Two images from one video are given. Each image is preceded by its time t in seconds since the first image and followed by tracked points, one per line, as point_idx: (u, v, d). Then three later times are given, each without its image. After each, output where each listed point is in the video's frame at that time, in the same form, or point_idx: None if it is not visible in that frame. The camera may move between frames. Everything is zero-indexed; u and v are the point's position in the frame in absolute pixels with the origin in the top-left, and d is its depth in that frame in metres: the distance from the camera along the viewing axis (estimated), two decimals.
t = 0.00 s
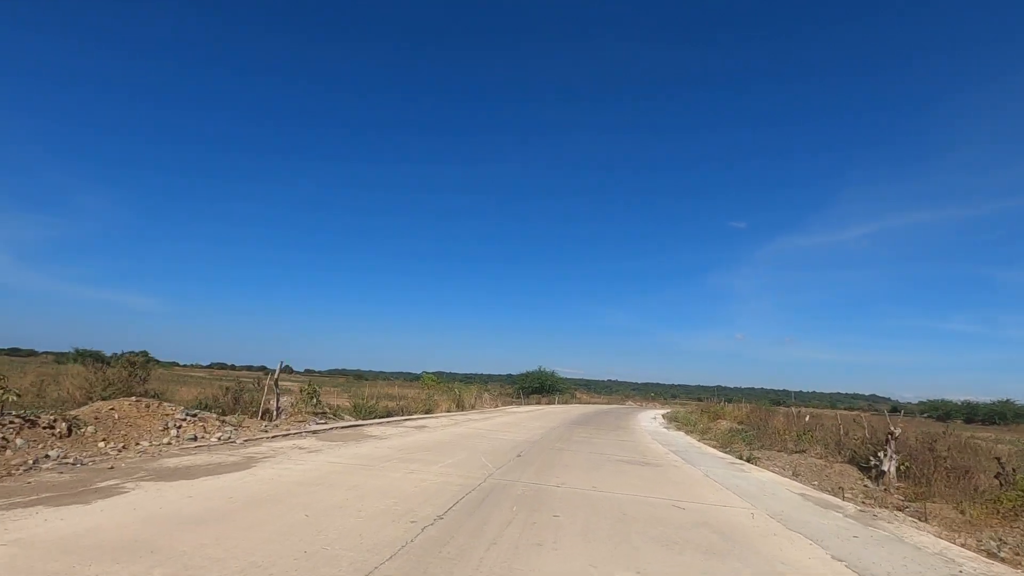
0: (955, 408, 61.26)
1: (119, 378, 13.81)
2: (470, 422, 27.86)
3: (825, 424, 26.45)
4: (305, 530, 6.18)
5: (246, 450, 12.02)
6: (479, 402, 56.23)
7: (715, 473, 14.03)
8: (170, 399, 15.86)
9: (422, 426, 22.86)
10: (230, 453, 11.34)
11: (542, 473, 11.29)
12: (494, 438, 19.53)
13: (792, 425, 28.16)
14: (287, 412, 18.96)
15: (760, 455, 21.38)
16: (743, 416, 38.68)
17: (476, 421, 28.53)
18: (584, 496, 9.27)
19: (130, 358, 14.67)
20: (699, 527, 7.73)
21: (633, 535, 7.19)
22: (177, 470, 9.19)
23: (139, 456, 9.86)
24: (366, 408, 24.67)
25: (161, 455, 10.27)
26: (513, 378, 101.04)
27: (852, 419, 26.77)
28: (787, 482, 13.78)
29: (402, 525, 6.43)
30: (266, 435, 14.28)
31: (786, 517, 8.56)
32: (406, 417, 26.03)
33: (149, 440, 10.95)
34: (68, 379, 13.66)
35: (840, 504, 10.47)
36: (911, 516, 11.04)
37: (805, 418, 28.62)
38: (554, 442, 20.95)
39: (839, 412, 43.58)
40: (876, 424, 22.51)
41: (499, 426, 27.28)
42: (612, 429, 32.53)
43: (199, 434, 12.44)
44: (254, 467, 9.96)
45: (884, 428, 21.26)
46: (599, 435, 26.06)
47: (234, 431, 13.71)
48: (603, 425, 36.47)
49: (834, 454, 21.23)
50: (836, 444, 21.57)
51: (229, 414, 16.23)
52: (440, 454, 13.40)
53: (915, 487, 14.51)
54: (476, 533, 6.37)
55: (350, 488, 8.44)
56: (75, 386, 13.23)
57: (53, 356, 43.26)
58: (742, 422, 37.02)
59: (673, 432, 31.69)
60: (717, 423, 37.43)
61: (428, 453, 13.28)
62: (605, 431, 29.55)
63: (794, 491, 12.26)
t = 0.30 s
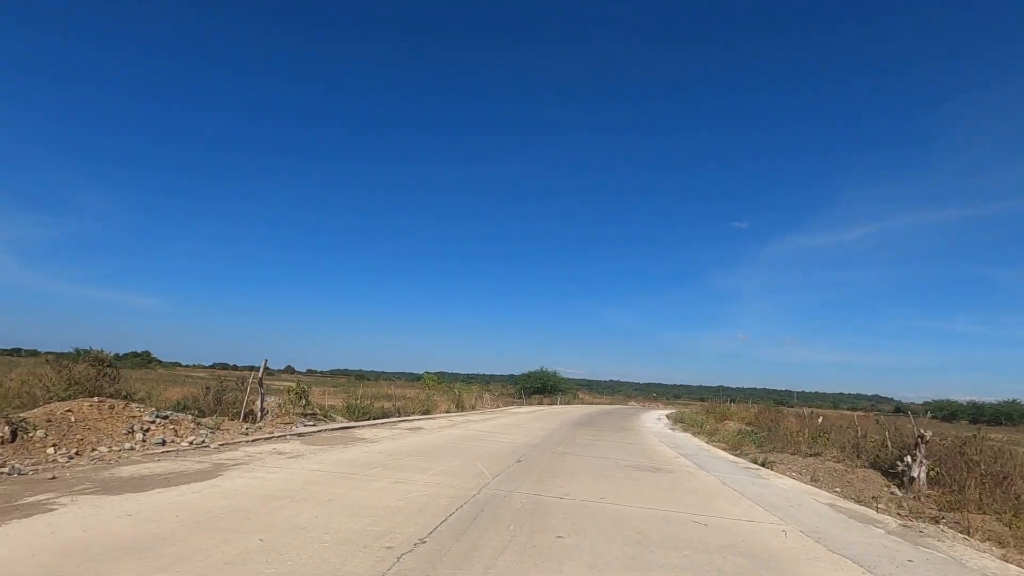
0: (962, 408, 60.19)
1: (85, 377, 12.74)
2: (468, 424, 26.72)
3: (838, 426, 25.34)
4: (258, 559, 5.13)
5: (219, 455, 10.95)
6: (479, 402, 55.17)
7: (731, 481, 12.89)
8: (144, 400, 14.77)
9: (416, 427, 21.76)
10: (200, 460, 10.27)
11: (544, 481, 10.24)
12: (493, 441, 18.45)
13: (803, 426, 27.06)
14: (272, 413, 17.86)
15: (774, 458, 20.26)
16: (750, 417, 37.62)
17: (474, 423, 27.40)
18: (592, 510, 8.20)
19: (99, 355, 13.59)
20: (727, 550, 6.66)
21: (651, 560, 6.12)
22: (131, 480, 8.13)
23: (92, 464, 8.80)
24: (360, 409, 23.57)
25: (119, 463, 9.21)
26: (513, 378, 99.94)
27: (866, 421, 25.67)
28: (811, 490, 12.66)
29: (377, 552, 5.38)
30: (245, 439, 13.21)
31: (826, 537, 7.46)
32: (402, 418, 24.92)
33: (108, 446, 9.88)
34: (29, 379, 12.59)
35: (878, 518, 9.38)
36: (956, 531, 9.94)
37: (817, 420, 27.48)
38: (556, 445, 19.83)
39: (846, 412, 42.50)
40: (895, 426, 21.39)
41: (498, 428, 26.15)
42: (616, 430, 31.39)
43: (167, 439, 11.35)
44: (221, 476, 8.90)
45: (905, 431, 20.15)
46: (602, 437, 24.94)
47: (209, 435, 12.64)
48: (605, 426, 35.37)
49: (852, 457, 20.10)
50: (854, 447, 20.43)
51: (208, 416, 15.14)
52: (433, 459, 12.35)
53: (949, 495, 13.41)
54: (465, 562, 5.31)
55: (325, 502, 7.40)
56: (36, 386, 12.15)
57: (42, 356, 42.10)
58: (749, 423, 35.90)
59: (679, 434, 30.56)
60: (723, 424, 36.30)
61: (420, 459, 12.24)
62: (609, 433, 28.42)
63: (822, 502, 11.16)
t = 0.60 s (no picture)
0: (971, 408, 59.00)
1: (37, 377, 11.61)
2: (464, 425, 25.53)
3: (852, 428, 24.14)
4: None
5: (179, 463, 9.79)
6: (478, 402, 53.98)
7: (749, 489, 11.70)
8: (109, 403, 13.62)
9: (409, 429, 20.58)
10: (154, 468, 9.12)
11: (542, 492, 9.09)
12: (489, 444, 17.31)
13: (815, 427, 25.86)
14: (253, 415, 16.68)
15: (788, 462, 19.08)
16: (756, 418, 36.45)
17: (471, 425, 26.21)
18: (598, 529, 7.04)
19: (55, 353, 12.44)
20: None
21: None
22: (61, 494, 6.98)
23: (23, 475, 7.65)
24: (350, 410, 22.37)
25: (56, 473, 8.06)
26: (513, 378, 98.75)
27: (881, 422, 24.46)
28: (837, 499, 11.48)
29: None
30: (215, 444, 12.05)
31: (876, 565, 6.31)
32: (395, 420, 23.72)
33: (48, 453, 8.73)
34: None
35: (926, 535, 8.20)
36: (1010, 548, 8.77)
37: (829, 420, 26.29)
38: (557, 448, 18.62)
39: (855, 412, 41.31)
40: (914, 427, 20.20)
41: (496, 430, 24.94)
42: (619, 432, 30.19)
43: (123, 444, 10.21)
44: (171, 488, 7.74)
45: (926, 433, 18.96)
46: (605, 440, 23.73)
47: (174, 439, 11.49)
48: (608, 427, 34.18)
49: (870, 461, 18.92)
50: (872, 450, 19.22)
51: (178, 418, 13.96)
52: (422, 466, 11.22)
53: (986, 504, 12.23)
54: None
55: (282, 521, 6.25)
56: None
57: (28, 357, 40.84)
58: (756, 424, 34.72)
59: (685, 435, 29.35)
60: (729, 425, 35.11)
61: (407, 465, 11.11)
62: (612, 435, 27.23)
63: (853, 513, 10.00)
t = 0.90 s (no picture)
0: (979, 408, 57.73)
1: None
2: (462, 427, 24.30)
3: (871, 432, 22.93)
4: None
5: (132, 472, 8.65)
6: (478, 402, 52.83)
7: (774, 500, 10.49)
8: (69, 403, 12.44)
9: (402, 431, 19.40)
10: (100, 479, 7.98)
11: (544, 507, 7.94)
12: (487, 447, 16.15)
13: (830, 430, 24.65)
14: (233, 416, 15.53)
15: (806, 467, 17.89)
16: (765, 419, 35.27)
17: (469, 426, 24.98)
18: (611, 557, 5.89)
19: (7, 349, 11.29)
20: None
21: None
22: None
23: None
24: (340, 411, 21.16)
25: None
26: (514, 377, 97.56)
27: (901, 425, 23.26)
28: (873, 511, 10.29)
29: None
30: (182, 449, 10.90)
31: None
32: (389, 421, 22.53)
33: None
34: None
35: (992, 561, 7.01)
36: None
37: (845, 423, 25.00)
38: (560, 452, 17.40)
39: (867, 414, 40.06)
40: (941, 431, 18.97)
41: (494, 432, 23.70)
42: (624, 433, 28.95)
43: (72, 451, 9.06)
44: (109, 504, 6.60)
45: (955, 437, 17.73)
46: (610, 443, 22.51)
47: (135, 444, 10.35)
48: (611, 428, 32.91)
49: (894, 467, 17.69)
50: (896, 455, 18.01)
51: (147, 420, 12.80)
52: (410, 474, 10.06)
53: None
54: None
55: (226, 551, 5.12)
56: None
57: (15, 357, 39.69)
58: (765, 426, 33.46)
59: (692, 437, 28.13)
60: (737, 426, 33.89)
61: (394, 474, 9.94)
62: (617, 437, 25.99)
63: (896, 530, 8.81)
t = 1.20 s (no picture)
0: (987, 409, 56.49)
1: None
2: (460, 428, 23.07)
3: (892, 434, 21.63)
4: None
5: (65, 483, 7.49)
6: (480, 403, 51.67)
7: (803, 513, 9.24)
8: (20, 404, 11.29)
9: (394, 433, 18.20)
10: (21, 493, 6.82)
11: (542, 528, 6.74)
12: (483, 451, 14.94)
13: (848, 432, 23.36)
14: (207, 417, 14.36)
15: (827, 473, 16.64)
16: (776, 419, 34.01)
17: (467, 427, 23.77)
18: None
19: None
20: None
21: None
22: None
23: None
24: (329, 411, 19.97)
25: None
26: (516, 377, 96.42)
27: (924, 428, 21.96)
28: (917, 528, 9.05)
29: None
30: (138, 455, 9.74)
31: None
32: (382, 422, 21.35)
33: None
34: None
35: None
36: None
37: (864, 424, 23.69)
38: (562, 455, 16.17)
39: (878, 415, 38.81)
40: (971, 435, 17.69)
41: (494, 433, 22.48)
42: (629, 435, 27.71)
43: None
44: (11, 528, 5.44)
45: (988, 441, 16.45)
46: (616, 445, 21.21)
47: (81, 450, 9.19)
48: (616, 429, 31.67)
49: (923, 474, 16.42)
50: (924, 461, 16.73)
51: (107, 422, 11.65)
52: (390, 485, 8.88)
53: None
54: None
55: None
56: None
57: (6, 356, 38.65)
58: (776, 427, 32.18)
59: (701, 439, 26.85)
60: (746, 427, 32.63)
61: (372, 484, 8.76)
62: (623, 439, 24.74)
63: (952, 553, 7.57)
